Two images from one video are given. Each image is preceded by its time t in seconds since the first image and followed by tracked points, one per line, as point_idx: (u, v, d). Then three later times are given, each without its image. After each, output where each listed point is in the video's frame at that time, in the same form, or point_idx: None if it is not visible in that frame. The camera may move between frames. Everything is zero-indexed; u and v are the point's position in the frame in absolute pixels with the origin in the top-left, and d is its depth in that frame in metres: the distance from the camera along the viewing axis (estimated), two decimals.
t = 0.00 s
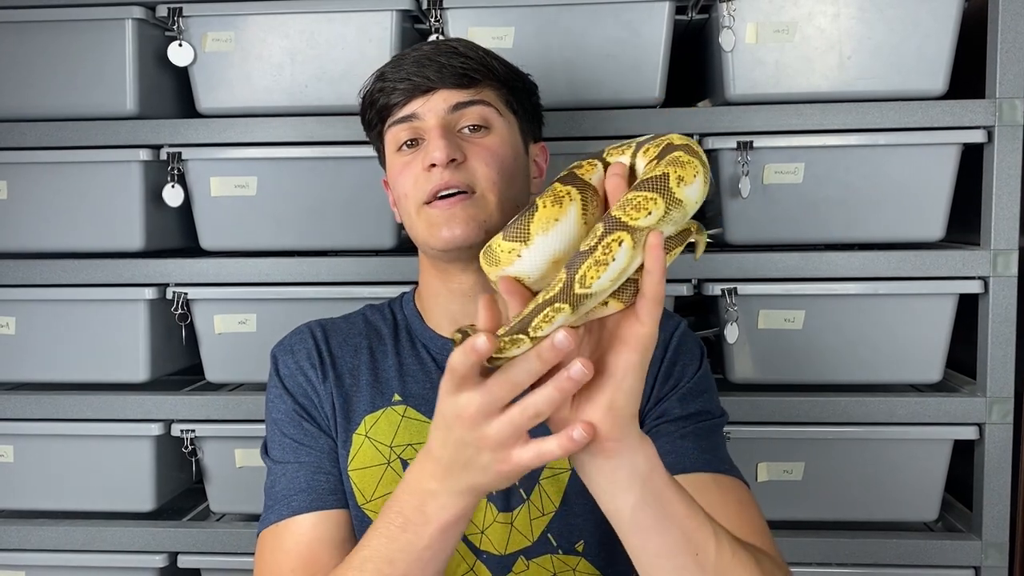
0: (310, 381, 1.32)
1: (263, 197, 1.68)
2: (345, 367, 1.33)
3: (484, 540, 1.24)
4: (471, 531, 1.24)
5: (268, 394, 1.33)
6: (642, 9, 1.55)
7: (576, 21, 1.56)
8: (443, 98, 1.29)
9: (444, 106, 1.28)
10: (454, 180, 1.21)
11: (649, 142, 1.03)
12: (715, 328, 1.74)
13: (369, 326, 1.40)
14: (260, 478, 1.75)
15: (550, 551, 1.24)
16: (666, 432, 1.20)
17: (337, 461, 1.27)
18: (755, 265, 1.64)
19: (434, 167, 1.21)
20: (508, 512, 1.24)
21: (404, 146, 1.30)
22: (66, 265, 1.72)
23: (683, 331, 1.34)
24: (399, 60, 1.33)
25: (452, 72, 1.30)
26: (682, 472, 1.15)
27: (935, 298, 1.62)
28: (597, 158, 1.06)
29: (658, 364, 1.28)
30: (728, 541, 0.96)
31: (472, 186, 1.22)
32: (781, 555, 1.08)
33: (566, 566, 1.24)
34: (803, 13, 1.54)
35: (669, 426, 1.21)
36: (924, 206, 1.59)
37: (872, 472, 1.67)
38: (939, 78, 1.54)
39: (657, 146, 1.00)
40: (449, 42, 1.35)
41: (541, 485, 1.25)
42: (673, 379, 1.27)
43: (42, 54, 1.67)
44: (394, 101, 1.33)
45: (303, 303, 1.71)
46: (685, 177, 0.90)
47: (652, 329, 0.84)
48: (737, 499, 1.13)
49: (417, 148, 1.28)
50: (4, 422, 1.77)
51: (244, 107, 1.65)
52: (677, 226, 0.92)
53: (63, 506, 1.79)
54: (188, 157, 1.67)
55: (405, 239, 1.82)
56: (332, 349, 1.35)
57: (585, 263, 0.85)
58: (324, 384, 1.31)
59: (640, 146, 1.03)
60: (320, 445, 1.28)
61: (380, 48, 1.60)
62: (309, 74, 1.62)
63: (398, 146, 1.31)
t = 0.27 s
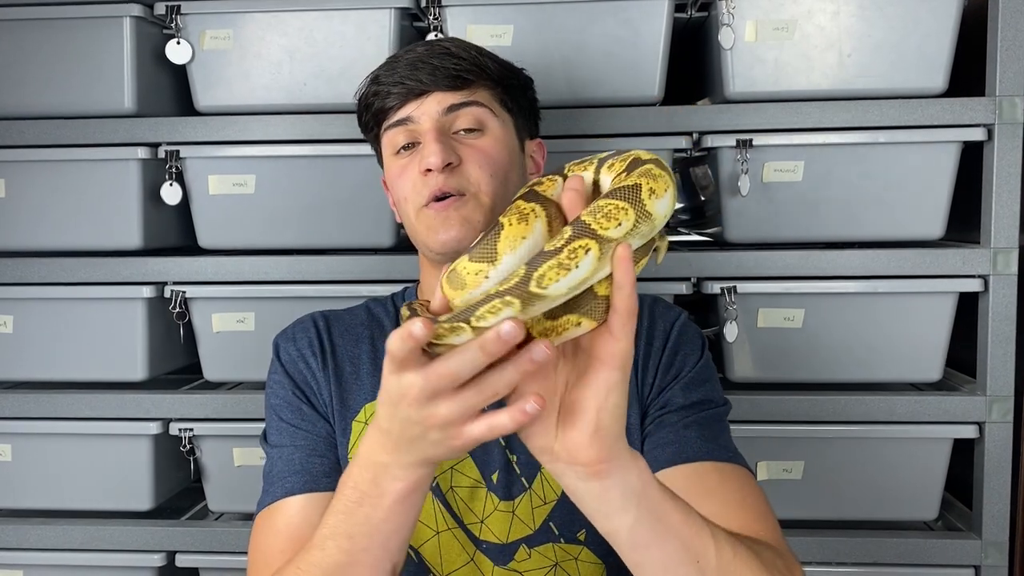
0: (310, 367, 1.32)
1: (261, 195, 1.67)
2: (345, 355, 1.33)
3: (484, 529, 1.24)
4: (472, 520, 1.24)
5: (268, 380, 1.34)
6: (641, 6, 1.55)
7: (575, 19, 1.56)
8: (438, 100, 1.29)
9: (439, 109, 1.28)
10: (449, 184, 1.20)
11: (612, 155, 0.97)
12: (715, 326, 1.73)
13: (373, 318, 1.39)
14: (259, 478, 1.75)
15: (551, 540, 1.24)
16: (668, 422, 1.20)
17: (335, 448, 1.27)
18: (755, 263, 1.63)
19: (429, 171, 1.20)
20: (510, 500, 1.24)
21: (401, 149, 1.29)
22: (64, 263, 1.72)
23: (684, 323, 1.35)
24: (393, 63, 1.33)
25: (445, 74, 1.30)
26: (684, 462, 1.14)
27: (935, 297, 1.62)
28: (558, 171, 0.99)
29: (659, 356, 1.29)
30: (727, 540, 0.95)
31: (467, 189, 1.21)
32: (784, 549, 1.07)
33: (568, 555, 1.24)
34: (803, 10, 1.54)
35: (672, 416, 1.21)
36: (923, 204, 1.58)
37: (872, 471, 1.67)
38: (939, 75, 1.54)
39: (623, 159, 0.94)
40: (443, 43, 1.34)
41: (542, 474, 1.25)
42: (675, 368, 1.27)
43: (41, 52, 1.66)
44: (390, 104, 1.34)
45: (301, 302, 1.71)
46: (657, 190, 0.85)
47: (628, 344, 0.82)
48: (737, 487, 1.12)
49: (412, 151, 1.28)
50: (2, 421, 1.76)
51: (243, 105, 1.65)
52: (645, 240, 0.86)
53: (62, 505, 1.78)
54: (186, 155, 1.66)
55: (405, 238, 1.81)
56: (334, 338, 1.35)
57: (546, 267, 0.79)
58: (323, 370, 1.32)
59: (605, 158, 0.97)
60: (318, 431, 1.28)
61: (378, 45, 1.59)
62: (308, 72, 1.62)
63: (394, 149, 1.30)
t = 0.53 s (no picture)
0: (315, 365, 1.32)
1: (263, 195, 1.67)
2: (351, 353, 1.33)
3: (486, 528, 1.24)
4: (475, 518, 1.24)
5: (273, 378, 1.34)
6: (642, 6, 1.55)
7: (577, 19, 1.56)
8: (424, 102, 1.29)
9: (426, 110, 1.28)
10: (438, 185, 1.21)
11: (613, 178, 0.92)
12: (716, 326, 1.73)
13: (378, 318, 1.39)
14: (260, 477, 1.75)
15: (554, 539, 1.24)
16: (674, 425, 1.20)
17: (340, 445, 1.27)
18: (756, 263, 1.63)
19: (418, 175, 1.20)
20: (513, 499, 1.24)
21: (392, 154, 1.30)
22: (65, 263, 1.72)
23: (687, 324, 1.35)
24: (381, 67, 1.33)
25: (431, 76, 1.29)
26: (688, 466, 1.15)
27: (937, 297, 1.62)
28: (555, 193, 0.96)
29: (662, 358, 1.28)
30: (730, 552, 0.96)
31: (457, 189, 1.22)
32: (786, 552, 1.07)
33: (571, 555, 1.24)
34: (804, 10, 1.53)
35: (677, 418, 1.21)
36: (925, 204, 1.58)
37: (874, 471, 1.67)
38: (941, 75, 1.54)
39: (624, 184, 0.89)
40: (430, 44, 1.33)
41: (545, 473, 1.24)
42: (679, 371, 1.27)
43: (42, 51, 1.66)
44: (381, 109, 1.34)
45: (303, 302, 1.71)
46: (660, 227, 0.80)
47: (626, 379, 0.82)
48: (740, 490, 1.12)
49: (404, 155, 1.28)
50: (3, 421, 1.76)
51: (244, 105, 1.65)
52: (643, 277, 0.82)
53: (63, 505, 1.78)
54: (188, 155, 1.66)
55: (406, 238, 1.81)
56: (339, 336, 1.36)
57: (535, 291, 0.75)
58: (328, 368, 1.32)
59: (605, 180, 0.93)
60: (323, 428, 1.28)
61: (380, 45, 1.59)
62: (309, 72, 1.62)
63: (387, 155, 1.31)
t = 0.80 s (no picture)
0: (317, 365, 1.32)
1: (264, 194, 1.67)
2: (351, 354, 1.33)
3: (489, 528, 1.24)
4: (477, 518, 1.24)
5: (275, 378, 1.34)
6: (643, 6, 1.55)
7: (578, 19, 1.56)
8: (431, 100, 1.27)
9: (433, 108, 1.27)
10: (446, 184, 1.21)
11: (628, 219, 0.83)
12: (717, 326, 1.73)
13: (379, 318, 1.39)
14: (261, 477, 1.75)
15: (555, 539, 1.24)
16: (683, 430, 1.20)
17: (341, 447, 1.27)
18: (758, 263, 1.63)
19: (425, 175, 1.21)
20: (516, 499, 1.24)
21: (395, 150, 1.29)
22: (66, 262, 1.72)
23: (691, 325, 1.35)
24: (386, 63, 1.32)
25: (438, 73, 1.29)
26: (700, 472, 1.15)
27: (938, 296, 1.62)
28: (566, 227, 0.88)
29: (669, 362, 1.28)
30: (743, 564, 0.98)
31: (464, 188, 1.22)
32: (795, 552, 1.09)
33: (573, 555, 1.24)
34: (805, 9, 1.53)
35: (686, 423, 1.21)
36: (926, 203, 1.58)
37: (875, 471, 1.67)
38: (942, 74, 1.54)
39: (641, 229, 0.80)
40: (435, 41, 1.33)
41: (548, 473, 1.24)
42: (689, 373, 1.27)
43: (43, 51, 1.66)
44: (385, 106, 1.32)
45: (304, 302, 1.71)
46: (676, 293, 0.72)
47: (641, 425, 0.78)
48: (748, 492, 1.13)
49: (409, 152, 1.27)
50: (4, 420, 1.76)
51: (245, 104, 1.65)
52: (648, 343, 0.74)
53: (63, 504, 1.78)
54: (188, 154, 1.66)
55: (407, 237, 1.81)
56: (340, 336, 1.35)
57: (531, 345, 0.69)
58: (329, 369, 1.32)
59: (621, 220, 0.84)
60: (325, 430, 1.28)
61: (381, 45, 1.59)
62: (310, 71, 1.62)
63: (390, 151, 1.30)
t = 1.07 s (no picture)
0: (317, 367, 1.32)
1: (264, 194, 1.67)
2: (351, 356, 1.33)
3: (490, 532, 1.24)
4: (478, 522, 1.24)
5: (274, 379, 1.33)
6: (644, 5, 1.55)
7: (579, 18, 1.56)
8: (441, 101, 1.27)
9: (442, 110, 1.27)
10: (455, 187, 1.22)
11: (701, 314, 0.89)
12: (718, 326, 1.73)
13: (378, 319, 1.40)
14: (261, 476, 1.75)
15: (557, 545, 1.24)
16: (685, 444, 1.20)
17: (342, 450, 1.27)
18: (758, 262, 1.63)
19: (434, 177, 1.21)
20: (518, 504, 1.24)
21: (402, 149, 1.30)
22: (66, 262, 1.72)
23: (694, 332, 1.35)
24: (394, 59, 1.30)
25: (449, 73, 1.27)
26: (701, 488, 1.16)
27: (939, 296, 1.61)
28: (642, 294, 0.94)
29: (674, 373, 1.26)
30: None
31: (473, 191, 1.23)
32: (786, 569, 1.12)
33: (573, 561, 1.24)
34: (806, 9, 1.53)
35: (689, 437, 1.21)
36: (927, 203, 1.58)
37: (875, 471, 1.67)
38: (943, 74, 1.54)
39: (706, 330, 0.85)
40: (446, 38, 1.31)
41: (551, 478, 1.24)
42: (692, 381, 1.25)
43: (43, 50, 1.66)
44: (392, 104, 1.30)
45: (304, 301, 1.71)
46: (695, 406, 0.76)
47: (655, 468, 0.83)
48: (745, 508, 1.15)
49: (417, 153, 1.27)
50: (4, 420, 1.76)
51: (245, 104, 1.65)
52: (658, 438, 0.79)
53: (64, 503, 1.78)
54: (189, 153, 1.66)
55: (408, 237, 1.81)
56: (340, 338, 1.35)
57: (539, 392, 0.77)
58: (329, 372, 1.31)
59: (695, 313, 0.89)
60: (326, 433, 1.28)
61: (381, 44, 1.59)
62: (310, 71, 1.62)
63: (397, 150, 1.31)
